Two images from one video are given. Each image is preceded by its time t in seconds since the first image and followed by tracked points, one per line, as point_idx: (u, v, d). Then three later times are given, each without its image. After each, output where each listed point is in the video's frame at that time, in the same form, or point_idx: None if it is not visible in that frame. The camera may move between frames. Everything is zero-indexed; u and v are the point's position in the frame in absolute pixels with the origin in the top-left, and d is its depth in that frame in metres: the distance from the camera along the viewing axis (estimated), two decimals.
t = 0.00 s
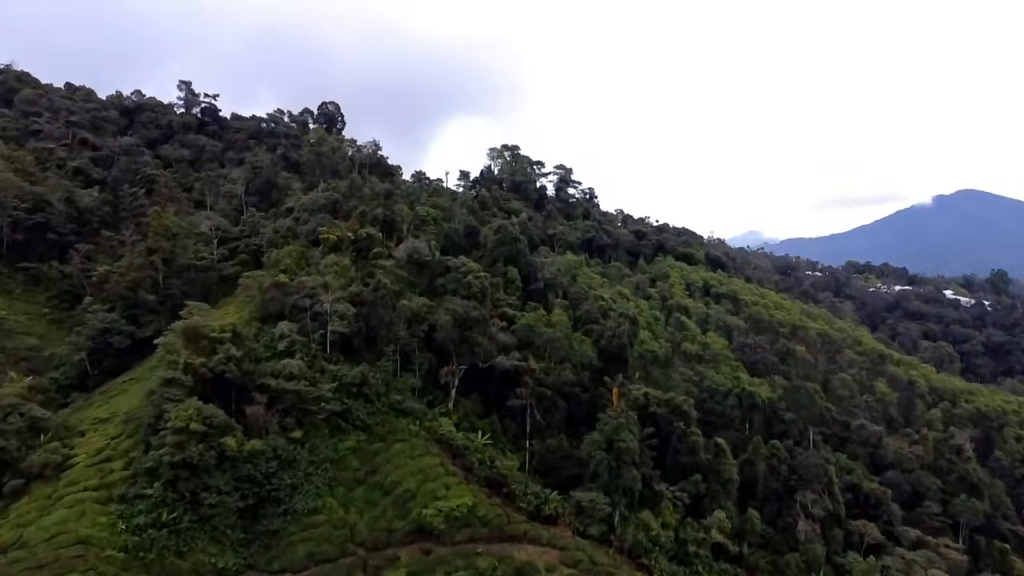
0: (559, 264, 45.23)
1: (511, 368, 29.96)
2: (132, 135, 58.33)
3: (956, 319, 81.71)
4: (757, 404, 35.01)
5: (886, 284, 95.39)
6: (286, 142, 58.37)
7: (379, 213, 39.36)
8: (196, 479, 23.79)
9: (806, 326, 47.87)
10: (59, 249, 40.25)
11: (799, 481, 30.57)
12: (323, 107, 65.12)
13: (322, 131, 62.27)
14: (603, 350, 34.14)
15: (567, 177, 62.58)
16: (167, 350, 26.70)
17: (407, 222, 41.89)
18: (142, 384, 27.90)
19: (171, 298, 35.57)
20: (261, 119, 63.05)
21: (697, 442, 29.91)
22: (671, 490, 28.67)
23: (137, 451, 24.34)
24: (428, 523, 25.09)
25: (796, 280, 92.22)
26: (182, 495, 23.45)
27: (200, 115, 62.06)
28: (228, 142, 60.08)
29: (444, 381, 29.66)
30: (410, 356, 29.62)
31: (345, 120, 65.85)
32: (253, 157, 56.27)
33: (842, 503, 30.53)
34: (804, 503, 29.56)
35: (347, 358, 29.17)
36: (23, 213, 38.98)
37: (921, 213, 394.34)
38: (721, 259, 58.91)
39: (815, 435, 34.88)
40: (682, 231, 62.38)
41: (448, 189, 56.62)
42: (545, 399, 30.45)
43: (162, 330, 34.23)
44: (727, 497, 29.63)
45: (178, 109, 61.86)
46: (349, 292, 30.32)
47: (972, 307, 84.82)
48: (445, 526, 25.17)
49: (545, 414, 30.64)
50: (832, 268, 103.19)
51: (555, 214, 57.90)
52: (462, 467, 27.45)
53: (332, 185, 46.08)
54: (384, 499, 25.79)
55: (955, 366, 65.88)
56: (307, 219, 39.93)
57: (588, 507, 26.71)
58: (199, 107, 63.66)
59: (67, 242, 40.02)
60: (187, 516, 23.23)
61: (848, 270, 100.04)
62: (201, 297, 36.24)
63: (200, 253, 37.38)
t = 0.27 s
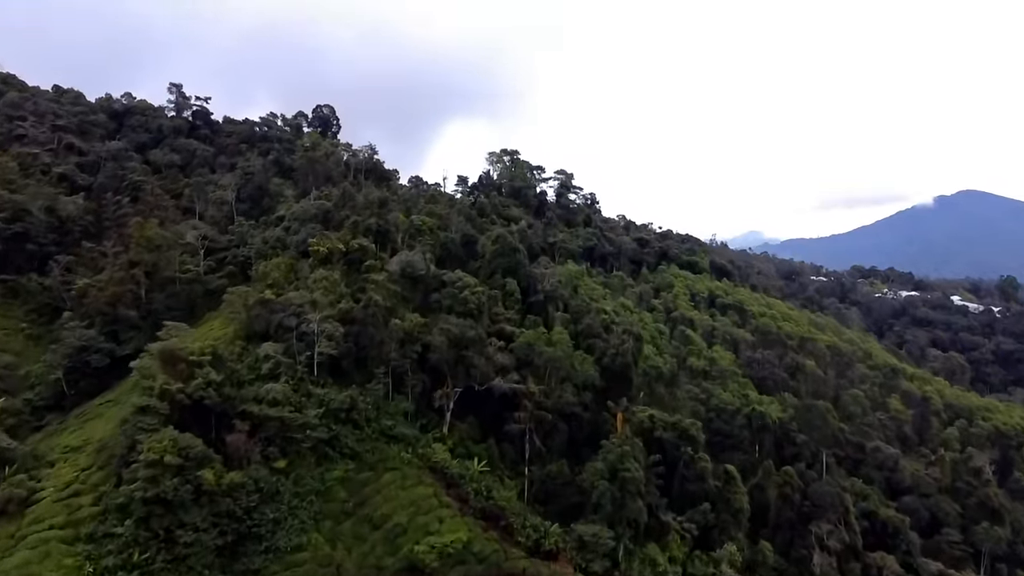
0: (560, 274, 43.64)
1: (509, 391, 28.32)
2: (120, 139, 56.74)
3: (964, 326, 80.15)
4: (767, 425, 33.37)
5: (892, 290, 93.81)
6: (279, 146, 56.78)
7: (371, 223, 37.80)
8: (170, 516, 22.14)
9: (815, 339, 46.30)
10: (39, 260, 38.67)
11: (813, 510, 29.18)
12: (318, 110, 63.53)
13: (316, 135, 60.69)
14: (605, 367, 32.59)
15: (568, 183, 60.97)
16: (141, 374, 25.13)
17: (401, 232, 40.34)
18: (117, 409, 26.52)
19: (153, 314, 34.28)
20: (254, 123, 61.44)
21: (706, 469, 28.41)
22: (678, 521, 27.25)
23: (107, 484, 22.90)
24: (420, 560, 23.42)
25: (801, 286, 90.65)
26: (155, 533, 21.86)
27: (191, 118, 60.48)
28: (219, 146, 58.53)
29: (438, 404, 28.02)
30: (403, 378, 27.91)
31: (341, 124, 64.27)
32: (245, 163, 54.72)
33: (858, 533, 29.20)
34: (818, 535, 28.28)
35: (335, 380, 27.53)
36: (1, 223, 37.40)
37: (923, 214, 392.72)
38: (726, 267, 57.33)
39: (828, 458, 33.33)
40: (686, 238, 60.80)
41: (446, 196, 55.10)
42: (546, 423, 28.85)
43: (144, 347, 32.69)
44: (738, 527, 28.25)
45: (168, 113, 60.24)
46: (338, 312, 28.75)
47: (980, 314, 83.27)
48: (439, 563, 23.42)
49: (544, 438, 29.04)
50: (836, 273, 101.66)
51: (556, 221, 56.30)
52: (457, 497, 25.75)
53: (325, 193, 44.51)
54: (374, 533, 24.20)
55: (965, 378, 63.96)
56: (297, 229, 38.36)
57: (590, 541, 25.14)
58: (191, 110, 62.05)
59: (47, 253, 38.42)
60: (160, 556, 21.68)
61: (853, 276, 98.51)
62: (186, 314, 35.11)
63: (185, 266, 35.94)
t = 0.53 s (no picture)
0: (561, 286, 42.03)
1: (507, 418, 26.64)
2: (109, 143, 55.15)
3: (973, 333, 78.60)
4: (780, 447, 31.75)
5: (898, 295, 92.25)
6: (272, 151, 55.18)
7: (364, 233, 36.20)
8: (142, 558, 20.51)
9: (824, 352, 44.72)
10: (18, 272, 37.07)
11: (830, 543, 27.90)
12: (313, 113, 61.92)
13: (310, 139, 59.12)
14: (608, 388, 30.97)
15: (570, 188, 59.35)
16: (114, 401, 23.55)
17: (395, 243, 38.80)
18: (89, 438, 25.08)
19: (134, 331, 32.72)
20: (246, 126, 59.83)
21: (715, 498, 26.76)
22: (688, 556, 25.56)
23: (74, 523, 21.46)
24: None
25: (805, 292, 89.09)
26: None
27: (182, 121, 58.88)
28: (210, 151, 56.93)
29: (432, 430, 26.43)
30: (394, 403, 26.38)
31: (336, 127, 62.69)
32: (236, 168, 53.13)
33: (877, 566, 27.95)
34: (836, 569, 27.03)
35: (322, 406, 25.96)
36: None
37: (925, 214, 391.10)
38: (731, 275, 55.72)
39: (842, 483, 31.80)
40: (690, 245, 59.19)
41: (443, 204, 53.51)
42: (545, 450, 27.27)
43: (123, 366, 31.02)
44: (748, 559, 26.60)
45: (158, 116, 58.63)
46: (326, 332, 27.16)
47: (989, 321, 81.73)
48: None
49: (544, 466, 27.43)
50: (841, 278, 100.12)
51: (556, 228, 54.70)
52: (452, 533, 24.17)
53: (317, 201, 42.92)
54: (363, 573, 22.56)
55: (977, 388, 62.56)
56: (286, 239, 36.72)
57: None
58: (182, 113, 60.44)
59: (26, 265, 36.82)
60: None
61: (858, 281, 96.93)
62: (169, 329, 33.55)
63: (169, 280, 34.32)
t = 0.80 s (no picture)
0: (562, 298, 40.38)
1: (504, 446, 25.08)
2: (96, 148, 53.54)
3: (983, 340, 76.97)
4: (793, 472, 30.51)
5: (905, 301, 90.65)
6: (264, 156, 53.57)
7: (356, 245, 34.61)
8: None
9: (835, 366, 43.08)
10: None
11: None
12: (307, 117, 60.32)
13: (304, 144, 57.58)
14: (613, 411, 29.41)
15: (571, 194, 57.67)
16: (82, 433, 22.09)
17: (388, 256, 37.43)
18: (59, 469, 23.48)
19: (114, 348, 31.23)
20: (238, 130, 58.21)
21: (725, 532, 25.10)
22: None
23: (37, 566, 19.87)
24: None
25: (810, 298, 87.49)
26: None
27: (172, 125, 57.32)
28: (201, 156, 55.37)
29: (425, 459, 24.84)
30: (384, 430, 24.73)
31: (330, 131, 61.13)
32: (227, 174, 51.55)
33: None
34: None
35: (307, 434, 24.36)
36: None
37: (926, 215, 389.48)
38: (737, 284, 54.11)
39: (858, 510, 30.74)
40: (695, 252, 57.58)
41: (441, 211, 51.91)
42: (546, 480, 25.62)
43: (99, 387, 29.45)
44: None
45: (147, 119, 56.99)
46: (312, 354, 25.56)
47: (998, 328, 80.14)
48: None
49: (545, 496, 25.85)
50: (846, 283, 98.59)
51: (557, 235, 53.07)
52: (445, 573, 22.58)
53: (308, 210, 41.36)
54: None
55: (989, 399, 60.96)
56: (274, 251, 35.13)
57: None
58: (171, 117, 58.83)
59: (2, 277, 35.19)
60: None
61: (864, 286, 95.35)
62: (150, 345, 31.98)
63: (151, 295, 32.82)
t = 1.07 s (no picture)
0: (563, 311, 38.79)
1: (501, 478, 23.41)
2: (82, 153, 51.96)
3: (992, 348, 75.40)
4: (807, 501, 29.56)
5: (911, 307, 89.05)
6: (255, 162, 51.98)
7: (346, 257, 33.05)
8: None
9: (846, 382, 41.54)
10: None
11: None
12: (300, 120, 58.69)
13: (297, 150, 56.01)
14: (616, 436, 27.82)
15: (571, 200, 56.08)
16: (48, 470, 20.78)
17: (380, 269, 35.99)
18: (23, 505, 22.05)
19: (91, 368, 30.03)
20: (230, 134, 56.60)
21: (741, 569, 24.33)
22: None
23: None
24: None
25: (815, 303, 85.88)
26: None
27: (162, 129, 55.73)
28: (190, 161, 53.76)
29: (416, 493, 23.13)
30: (373, 462, 23.13)
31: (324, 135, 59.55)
32: (217, 180, 49.99)
33: None
34: None
35: (291, 466, 22.81)
36: None
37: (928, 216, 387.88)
38: (744, 292, 52.48)
39: (876, 541, 29.64)
40: (699, 260, 55.99)
41: (438, 219, 50.31)
42: (546, 514, 24.10)
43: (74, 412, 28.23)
44: None
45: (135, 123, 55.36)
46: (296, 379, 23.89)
47: (1008, 335, 78.54)
48: None
49: (544, 531, 24.30)
50: (851, 288, 97.02)
51: (558, 243, 51.45)
52: None
53: (299, 220, 39.77)
54: None
55: (1002, 411, 59.38)
56: (261, 264, 33.54)
57: None
58: (161, 120, 57.22)
59: None
60: None
61: (869, 292, 93.78)
62: (130, 364, 30.74)
63: (131, 311, 31.33)
